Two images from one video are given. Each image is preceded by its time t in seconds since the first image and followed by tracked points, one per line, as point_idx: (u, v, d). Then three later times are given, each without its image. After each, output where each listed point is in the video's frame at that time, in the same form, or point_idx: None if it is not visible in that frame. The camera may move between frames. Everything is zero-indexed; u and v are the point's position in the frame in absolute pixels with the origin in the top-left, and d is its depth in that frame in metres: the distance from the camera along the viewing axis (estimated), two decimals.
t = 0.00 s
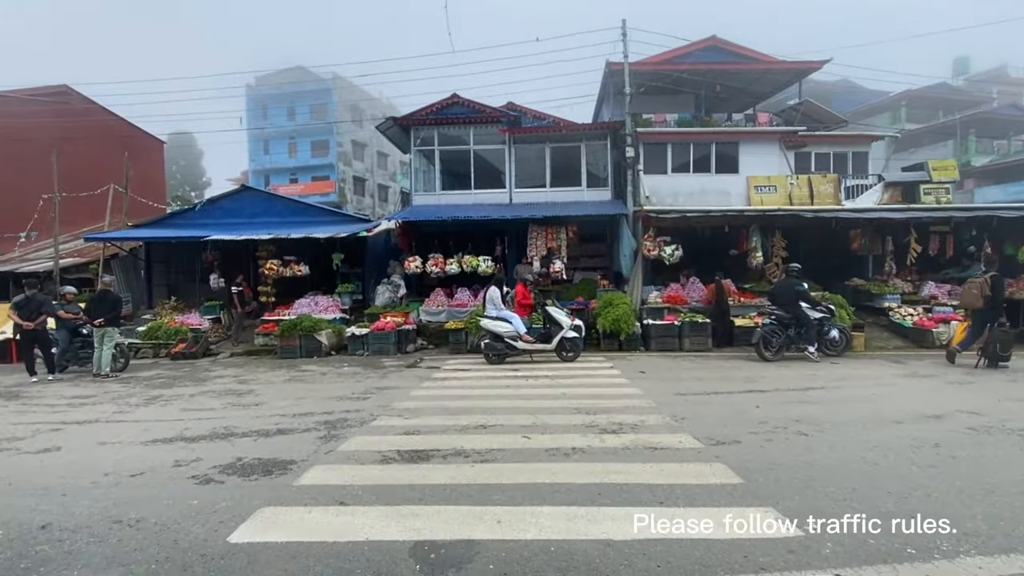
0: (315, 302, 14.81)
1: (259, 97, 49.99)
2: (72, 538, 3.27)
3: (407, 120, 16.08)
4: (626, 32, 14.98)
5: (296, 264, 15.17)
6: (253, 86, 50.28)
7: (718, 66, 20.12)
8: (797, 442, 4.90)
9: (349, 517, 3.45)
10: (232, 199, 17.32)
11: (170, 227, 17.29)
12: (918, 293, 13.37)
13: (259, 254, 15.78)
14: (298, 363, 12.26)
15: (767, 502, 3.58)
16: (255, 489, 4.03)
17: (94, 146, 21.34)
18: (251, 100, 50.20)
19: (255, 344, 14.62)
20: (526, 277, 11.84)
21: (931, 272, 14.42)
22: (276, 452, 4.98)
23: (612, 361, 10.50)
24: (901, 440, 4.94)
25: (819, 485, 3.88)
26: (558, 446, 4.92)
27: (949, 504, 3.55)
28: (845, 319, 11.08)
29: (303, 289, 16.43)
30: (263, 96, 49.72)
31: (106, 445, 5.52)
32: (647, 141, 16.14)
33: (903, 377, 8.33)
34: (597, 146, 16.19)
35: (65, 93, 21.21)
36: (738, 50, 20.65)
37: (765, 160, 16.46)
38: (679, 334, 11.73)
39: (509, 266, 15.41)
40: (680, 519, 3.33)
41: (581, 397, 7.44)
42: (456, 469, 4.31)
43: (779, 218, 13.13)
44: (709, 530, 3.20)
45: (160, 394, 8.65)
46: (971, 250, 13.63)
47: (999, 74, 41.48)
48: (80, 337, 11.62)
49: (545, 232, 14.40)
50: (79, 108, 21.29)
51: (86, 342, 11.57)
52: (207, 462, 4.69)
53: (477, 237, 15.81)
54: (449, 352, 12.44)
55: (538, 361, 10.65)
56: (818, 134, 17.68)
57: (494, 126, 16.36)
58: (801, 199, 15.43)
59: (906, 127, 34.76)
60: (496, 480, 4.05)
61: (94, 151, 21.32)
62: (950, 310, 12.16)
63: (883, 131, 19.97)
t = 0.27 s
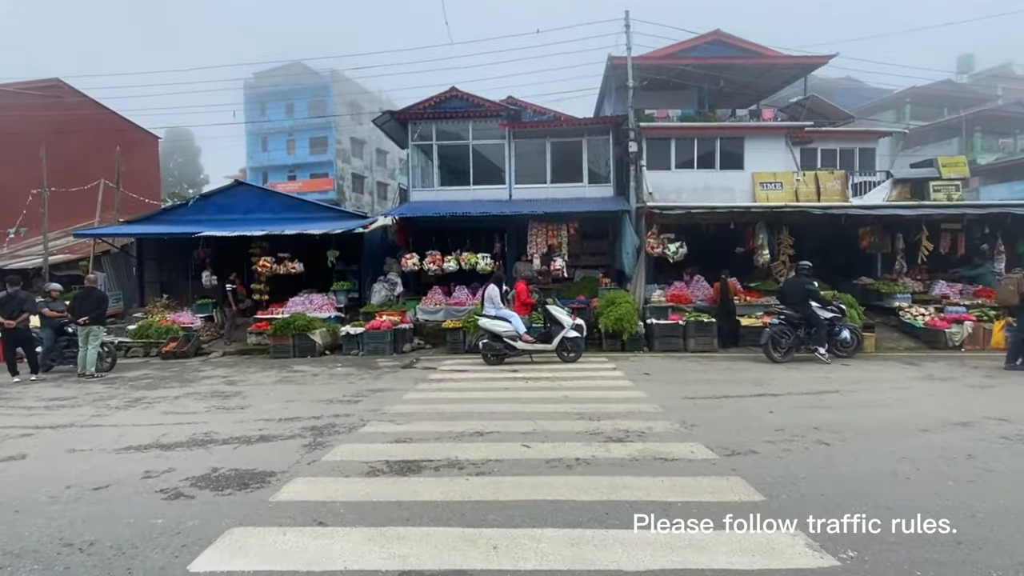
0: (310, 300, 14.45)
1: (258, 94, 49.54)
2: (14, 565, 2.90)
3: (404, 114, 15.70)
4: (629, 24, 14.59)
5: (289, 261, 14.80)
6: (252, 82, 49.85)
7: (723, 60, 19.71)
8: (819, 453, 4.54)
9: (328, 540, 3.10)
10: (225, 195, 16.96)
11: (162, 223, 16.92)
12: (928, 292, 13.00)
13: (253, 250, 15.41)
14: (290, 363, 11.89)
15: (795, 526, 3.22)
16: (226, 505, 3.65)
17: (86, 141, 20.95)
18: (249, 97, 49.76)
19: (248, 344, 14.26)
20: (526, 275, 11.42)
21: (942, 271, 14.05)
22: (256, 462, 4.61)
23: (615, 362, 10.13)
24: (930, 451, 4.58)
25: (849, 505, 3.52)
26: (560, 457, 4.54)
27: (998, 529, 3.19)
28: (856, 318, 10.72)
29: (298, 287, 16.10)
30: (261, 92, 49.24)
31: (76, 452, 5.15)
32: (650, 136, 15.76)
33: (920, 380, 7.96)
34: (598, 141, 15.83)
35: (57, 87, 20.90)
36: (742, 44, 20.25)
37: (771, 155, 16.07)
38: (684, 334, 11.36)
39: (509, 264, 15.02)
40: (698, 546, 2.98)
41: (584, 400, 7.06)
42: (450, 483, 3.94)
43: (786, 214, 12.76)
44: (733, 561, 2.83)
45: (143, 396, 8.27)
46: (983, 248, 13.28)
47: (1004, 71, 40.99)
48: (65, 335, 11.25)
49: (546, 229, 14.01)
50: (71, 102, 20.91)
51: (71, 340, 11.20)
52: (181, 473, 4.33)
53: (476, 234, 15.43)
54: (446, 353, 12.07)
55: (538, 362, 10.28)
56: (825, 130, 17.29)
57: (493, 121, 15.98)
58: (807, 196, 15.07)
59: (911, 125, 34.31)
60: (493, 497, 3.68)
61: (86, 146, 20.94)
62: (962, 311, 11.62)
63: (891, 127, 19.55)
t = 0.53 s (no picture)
0: (304, 299, 14.11)
1: (256, 90, 49.10)
2: None
3: (402, 108, 15.33)
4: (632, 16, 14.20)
5: (284, 259, 14.45)
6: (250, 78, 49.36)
7: (727, 55, 19.32)
8: (842, 468, 4.19)
9: (300, 573, 2.74)
10: (219, 191, 16.60)
11: (154, 219, 16.57)
12: (939, 292, 12.65)
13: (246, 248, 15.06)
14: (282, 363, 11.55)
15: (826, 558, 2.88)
16: (194, 529, 3.31)
17: (78, 136, 20.55)
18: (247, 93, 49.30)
19: (240, 343, 13.92)
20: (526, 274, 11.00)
21: (953, 270, 13.70)
22: (233, 476, 4.26)
23: (618, 363, 9.78)
24: (962, 465, 4.24)
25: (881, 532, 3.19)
26: (563, 470, 4.19)
27: None
28: (867, 319, 10.36)
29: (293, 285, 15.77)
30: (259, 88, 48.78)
31: (43, 463, 4.81)
32: (653, 132, 15.39)
33: (938, 384, 7.61)
34: (600, 137, 15.46)
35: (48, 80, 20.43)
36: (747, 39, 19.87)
37: (777, 151, 15.69)
38: (689, 335, 11.00)
39: (508, 263, 14.68)
40: None
41: (587, 405, 6.71)
42: (442, 503, 3.59)
43: (793, 212, 12.41)
44: None
45: (126, 398, 7.92)
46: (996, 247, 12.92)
47: (1009, 68, 40.52)
48: (50, 335, 10.90)
49: (546, 226, 13.65)
50: (64, 96, 20.53)
51: (57, 340, 10.85)
52: (150, 488, 4.00)
53: (475, 231, 15.06)
54: (443, 354, 11.72)
55: (538, 364, 9.93)
56: (831, 127, 16.93)
57: (492, 115, 15.60)
58: (813, 193, 14.72)
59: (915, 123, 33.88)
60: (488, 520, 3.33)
61: (78, 140, 20.54)
62: (975, 313, 11.14)
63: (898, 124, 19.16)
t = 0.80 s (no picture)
0: (299, 297, 13.75)
1: (254, 87, 48.70)
2: None
3: (399, 102, 14.96)
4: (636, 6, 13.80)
5: (278, 256, 14.09)
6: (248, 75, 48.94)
7: (732, 49, 18.91)
8: (872, 484, 3.81)
9: None
10: (212, 187, 16.25)
11: (146, 216, 16.21)
12: (952, 291, 12.26)
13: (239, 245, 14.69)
14: (274, 363, 11.19)
15: None
16: (151, 555, 2.95)
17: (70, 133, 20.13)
18: (246, 90, 48.91)
19: (233, 343, 13.56)
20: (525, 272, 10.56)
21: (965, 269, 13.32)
22: (203, 491, 3.89)
23: (621, 365, 9.41)
24: (1001, 480, 3.88)
25: (926, 565, 2.82)
26: (564, 485, 3.82)
27: None
28: (880, 319, 9.97)
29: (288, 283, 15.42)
30: (258, 85, 48.37)
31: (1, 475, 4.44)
32: (657, 126, 14.99)
33: (959, 387, 7.23)
34: (603, 131, 15.09)
35: (40, 74, 20.01)
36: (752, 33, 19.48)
37: (784, 146, 15.29)
38: (695, 335, 10.62)
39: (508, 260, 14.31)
40: None
41: (589, 408, 6.34)
42: (431, 526, 3.22)
43: (802, 208, 12.03)
44: None
45: (105, 401, 7.55)
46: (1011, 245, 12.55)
47: (1016, 65, 39.96)
48: (33, 334, 10.54)
49: (547, 223, 13.26)
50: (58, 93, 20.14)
51: (41, 339, 10.48)
52: (110, 506, 3.63)
53: (473, 228, 14.69)
54: (440, 354, 11.35)
55: (538, 365, 9.56)
56: (839, 122, 16.53)
57: (492, 109, 15.21)
58: (821, 189, 14.33)
59: (921, 120, 33.41)
60: (481, 546, 2.97)
61: (71, 136, 20.16)
62: (991, 313, 10.88)
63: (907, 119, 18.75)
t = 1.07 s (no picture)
0: (295, 297, 13.43)
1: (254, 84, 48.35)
2: None
3: (397, 97, 14.60)
4: None
5: (272, 255, 13.75)
6: (248, 72, 48.57)
7: (738, 44, 18.51)
8: (905, 508, 3.48)
9: None
10: (207, 184, 15.93)
11: (140, 213, 15.90)
12: (966, 291, 11.89)
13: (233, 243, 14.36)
14: (267, 365, 10.87)
15: None
16: None
17: (65, 130, 19.65)
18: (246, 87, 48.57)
19: (227, 344, 13.23)
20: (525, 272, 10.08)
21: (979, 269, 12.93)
22: (171, 513, 3.56)
23: (625, 368, 9.07)
24: None
25: None
26: (566, 508, 3.49)
27: None
28: (894, 321, 9.58)
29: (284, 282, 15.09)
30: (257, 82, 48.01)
31: None
32: (661, 122, 14.62)
33: (982, 394, 6.88)
34: (606, 127, 14.68)
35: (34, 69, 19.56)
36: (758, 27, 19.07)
37: (792, 143, 14.89)
38: (701, 338, 10.27)
39: (508, 259, 13.95)
40: None
41: (592, 416, 5.98)
42: (419, 557, 2.89)
43: (812, 205, 11.66)
44: None
45: (87, 406, 7.22)
46: None
47: None
48: (20, 335, 10.22)
49: (549, 221, 12.90)
50: (53, 89, 19.64)
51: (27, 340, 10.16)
52: (67, 532, 3.30)
53: (472, 226, 14.34)
54: (438, 356, 11.01)
55: (539, 368, 9.21)
56: (847, 118, 16.14)
57: (492, 105, 14.85)
58: (830, 187, 13.95)
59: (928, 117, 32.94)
60: None
61: (65, 133, 19.69)
62: (1008, 314, 10.61)
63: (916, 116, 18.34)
